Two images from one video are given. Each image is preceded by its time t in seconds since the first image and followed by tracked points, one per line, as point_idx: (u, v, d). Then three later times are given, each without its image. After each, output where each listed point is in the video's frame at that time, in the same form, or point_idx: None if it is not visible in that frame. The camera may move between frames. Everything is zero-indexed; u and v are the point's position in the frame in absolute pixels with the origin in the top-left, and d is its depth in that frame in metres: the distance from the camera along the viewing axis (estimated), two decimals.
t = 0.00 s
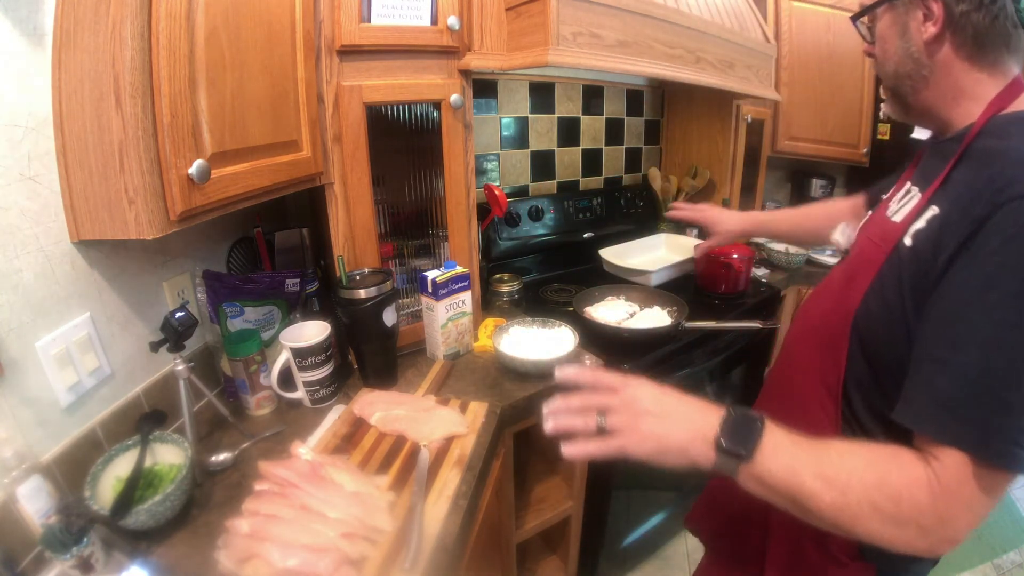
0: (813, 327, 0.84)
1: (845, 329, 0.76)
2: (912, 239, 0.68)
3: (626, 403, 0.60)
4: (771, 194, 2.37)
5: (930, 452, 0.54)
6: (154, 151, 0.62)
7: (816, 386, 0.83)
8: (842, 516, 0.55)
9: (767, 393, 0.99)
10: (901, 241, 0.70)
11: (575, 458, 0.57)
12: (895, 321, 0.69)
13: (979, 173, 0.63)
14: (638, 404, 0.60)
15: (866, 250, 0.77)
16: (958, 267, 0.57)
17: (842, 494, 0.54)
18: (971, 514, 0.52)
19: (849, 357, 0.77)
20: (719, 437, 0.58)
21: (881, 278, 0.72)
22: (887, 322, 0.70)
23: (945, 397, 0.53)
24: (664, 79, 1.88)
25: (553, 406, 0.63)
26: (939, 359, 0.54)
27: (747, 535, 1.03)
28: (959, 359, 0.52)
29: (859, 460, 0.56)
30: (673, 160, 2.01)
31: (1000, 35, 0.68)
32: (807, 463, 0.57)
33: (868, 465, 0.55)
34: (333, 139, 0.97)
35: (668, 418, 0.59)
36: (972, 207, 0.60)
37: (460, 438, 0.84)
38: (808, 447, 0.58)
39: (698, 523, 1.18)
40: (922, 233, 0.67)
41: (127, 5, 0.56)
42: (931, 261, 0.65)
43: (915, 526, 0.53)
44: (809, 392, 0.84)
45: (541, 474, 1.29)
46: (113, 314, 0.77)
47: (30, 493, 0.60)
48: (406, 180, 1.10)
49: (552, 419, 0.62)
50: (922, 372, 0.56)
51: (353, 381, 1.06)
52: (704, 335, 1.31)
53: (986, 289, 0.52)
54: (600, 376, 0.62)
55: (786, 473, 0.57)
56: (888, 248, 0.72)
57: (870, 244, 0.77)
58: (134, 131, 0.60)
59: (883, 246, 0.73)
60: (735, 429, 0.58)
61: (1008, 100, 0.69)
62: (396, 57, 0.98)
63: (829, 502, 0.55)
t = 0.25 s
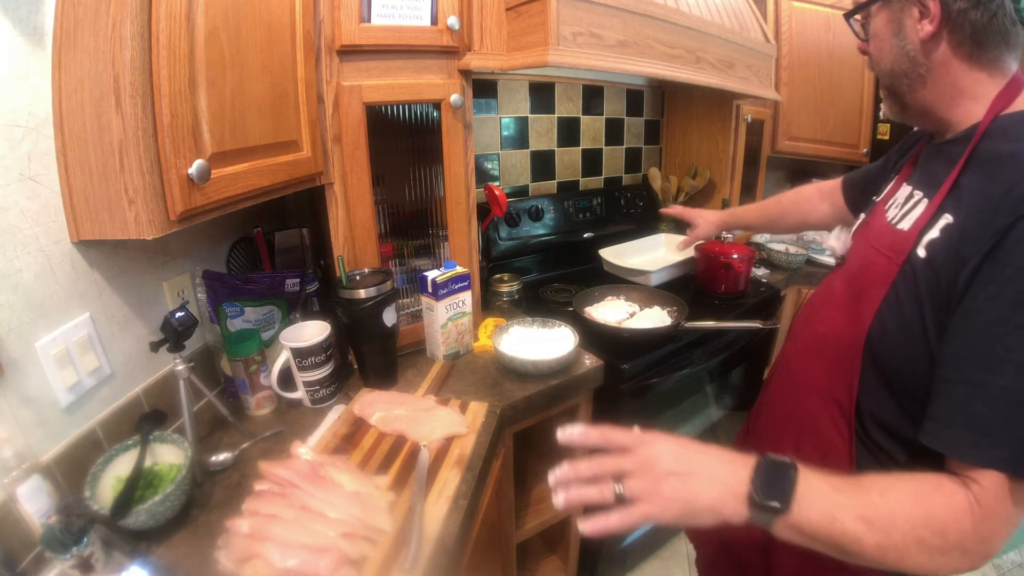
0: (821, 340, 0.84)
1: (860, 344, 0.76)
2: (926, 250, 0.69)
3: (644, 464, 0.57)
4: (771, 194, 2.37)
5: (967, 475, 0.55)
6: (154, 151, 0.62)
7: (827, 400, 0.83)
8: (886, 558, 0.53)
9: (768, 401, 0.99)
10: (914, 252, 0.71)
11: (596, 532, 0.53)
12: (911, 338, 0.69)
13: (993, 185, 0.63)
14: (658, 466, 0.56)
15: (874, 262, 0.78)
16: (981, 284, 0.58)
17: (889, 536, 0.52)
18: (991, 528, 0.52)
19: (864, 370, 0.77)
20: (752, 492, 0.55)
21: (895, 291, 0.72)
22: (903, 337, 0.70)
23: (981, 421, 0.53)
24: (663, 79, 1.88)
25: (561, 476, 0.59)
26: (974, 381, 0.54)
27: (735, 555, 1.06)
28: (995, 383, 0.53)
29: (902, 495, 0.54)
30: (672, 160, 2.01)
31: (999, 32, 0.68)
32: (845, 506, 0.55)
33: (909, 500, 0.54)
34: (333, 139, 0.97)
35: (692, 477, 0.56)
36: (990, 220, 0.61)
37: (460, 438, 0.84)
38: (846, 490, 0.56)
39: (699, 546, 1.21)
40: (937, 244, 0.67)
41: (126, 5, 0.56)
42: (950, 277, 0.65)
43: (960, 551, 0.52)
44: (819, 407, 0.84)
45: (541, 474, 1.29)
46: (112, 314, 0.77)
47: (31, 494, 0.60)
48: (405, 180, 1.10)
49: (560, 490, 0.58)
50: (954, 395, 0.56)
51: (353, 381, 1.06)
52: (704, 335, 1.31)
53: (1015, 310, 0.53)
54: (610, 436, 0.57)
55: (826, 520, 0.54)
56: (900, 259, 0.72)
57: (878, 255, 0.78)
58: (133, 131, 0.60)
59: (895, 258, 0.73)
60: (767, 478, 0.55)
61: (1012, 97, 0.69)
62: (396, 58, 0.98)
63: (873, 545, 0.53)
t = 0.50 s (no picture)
0: (822, 345, 0.84)
1: (864, 350, 0.76)
2: (929, 255, 0.69)
3: (652, 484, 0.57)
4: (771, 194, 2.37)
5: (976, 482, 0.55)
6: (154, 150, 0.62)
7: (831, 406, 0.82)
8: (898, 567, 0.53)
9: (768, 405, 0.99)
10: (917, 257, 0.71)
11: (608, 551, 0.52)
12: (917, 344, 0.69)
13: (998, 191, 0.63)
14: (667, 484, 0.57)
15: (875, 266, 0.77)
16: (987, 291, 0.58)
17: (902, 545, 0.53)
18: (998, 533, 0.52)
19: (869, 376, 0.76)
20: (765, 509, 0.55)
21: (899, 296, 0.72)
22: (910, 344, 0.70)
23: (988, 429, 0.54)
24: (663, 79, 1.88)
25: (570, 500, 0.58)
26: (981, 388, 0.55)
27: (732, 562, 1.06)
28: (1003, 391, 0.53)
29: (912, 502, 0.54)
30: (672, 160, 2.01)
31: (998, 33, 0.68)
32: (859, 517, 0.55)
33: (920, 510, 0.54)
34: (333, 139, 0.97)
35: (704, 495, 0.56)
36: (995, 226, 0.61)
37: (460, 438, 0.84)
38: (856, 501, 0.57)
39: (688, 558, 1.24)
40: (942, 249, 0.67)
41: (126, 5, 0.56)
42: (956, 283, 0.65)
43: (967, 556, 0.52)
44: (822, 413, 0.84)
45: (541, 474, 1.29)
46: (112, 314, 0.77)
47: (31, 494, 0.60)
48: (405, 180, 1.10)
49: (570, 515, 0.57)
50: (961, 402, 0.56)
51: (353, 381, 1.06)
52: (704, 336, 1.30)
53: (1021, 318, 0.53)
54: (616, 455, 0.60)
55: (839, 532, 0.55)
56: (903, 264, 0.72)
57: (879, 259, 0.77)
58: (133, 131, 0.60)
59: (897, 263, 0.73)
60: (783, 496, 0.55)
61: (1011, 99, 0.70)
62: (396, 58, 0.98)
63: (886, 555, 0.53)
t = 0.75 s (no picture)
0: (821, 343, 0.84)
1: (860, 347, 0.76)
2: (925, 253, 0.69)
3: (646, 465, 0.57)
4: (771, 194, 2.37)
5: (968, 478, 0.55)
6: (154, 151, 0.62)
7: (829, 404, 0.82)
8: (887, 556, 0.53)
9: (768, 402, 0.99)
10: (914, 255, 0.71)
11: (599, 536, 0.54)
12: (912, 342, 0.69)
13: (994, 189, 0.63)
14: (660, 467, 0.56)
15: (874, 264, 0.77)
16: (980, 288, 0.58)
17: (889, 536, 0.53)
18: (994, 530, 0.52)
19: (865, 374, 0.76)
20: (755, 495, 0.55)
21: (896, 294, 0.72)
22: (905, 341, 0.70)
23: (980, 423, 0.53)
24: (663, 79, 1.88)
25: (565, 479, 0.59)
26: (973, 383, 0.55)
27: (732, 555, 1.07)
28: (994, 386, 0.53)
29: (901, 494, 0.55)
30: (672, 160, 2.01)
31: (997, 33, 0.68)
32: (848, 507, 0.55)
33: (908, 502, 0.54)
34: (333, 139, 0.97)
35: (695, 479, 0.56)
36: (991, 224, 0.61)
37: (460, 438, 0.84)
38: (847, 491, 0.57)
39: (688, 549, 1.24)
40: (937, 247, 0.67)
41: (127, 5, 0.56)
42: (951, 280, 0.65)
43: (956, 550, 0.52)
44: (821, 411, 0.84)
45: (541, 474, 1.29)
46: (113, 314, 0.77)
47: (31, 494, 0.60)
48: (405, 180, 1.10)
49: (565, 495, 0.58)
50: (953, 397, 0.56)
51: (353, 381, 1.06)
52: (704, 335, 1.30)
53: (1013, 314, 0.53)
54: (612, 437, 0.58)
55: (828, 521, 0.55)
56: (900, 262, 0.72)
57: (878, 258, 0.77)
58: (133, 131, 0.60)
59: (894, 261, 0.73)
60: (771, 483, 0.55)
61: (1010, 98, 0.69)
62: (396, 58, 0.98)
63: (874, 546, 0.53)
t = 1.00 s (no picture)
0: (820, 341, 0.84)
1: (859, 344, 0.76)
2: (922, 250, 0.69)
3: (648, 454, 0.57)
4: (771, 194, 2.37)
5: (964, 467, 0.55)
6: (154, 151, 0.62)
7: (830, 401, 0.82)
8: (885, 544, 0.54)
9: (768, 401, 0.99)
10: (911, 252, 0.71)
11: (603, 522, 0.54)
12: (911, 338, 0.69)
13: (990, 186, 0.63)
14: (661, 456, 0.57)
15: (871, 262, 0.77)
16: (974, 283, 0.58)
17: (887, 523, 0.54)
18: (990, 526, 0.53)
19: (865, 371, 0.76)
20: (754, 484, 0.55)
21: (893, 291, 0.72)
22: (903, 338, 0.70)
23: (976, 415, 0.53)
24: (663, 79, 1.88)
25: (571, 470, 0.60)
26: (967, 376, 0.55)
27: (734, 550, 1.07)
28: (989, 379, 0.53)
29: (898, 484, 0.55)
30: (672, 160, 2.01)
31: (990, 35, 0.68)
32: (845, 496, 0.56)
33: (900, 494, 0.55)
34: (333, 139, 0.97)
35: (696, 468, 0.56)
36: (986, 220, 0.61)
37: (460, 438, 0.84)
38: (844, 480, 0.58)
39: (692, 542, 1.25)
40: (933, 244, 0.67)
41: (127, 5, 0.56)
42: (947, 277, 0.65)
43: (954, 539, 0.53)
44: (822, 409, 0.84)
45: (541, 474, 1.29)
46: (112, 314, 0.77)
47: (31, 494, 0.60)
48: (405, 180, 1.10)
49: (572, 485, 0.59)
50: (949, 392, 0.56)
51: (353, 381, 1.06)
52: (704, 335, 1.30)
53: (1006, 308, 0.53)
54: (615, 427, 0.59)
55: (826, 510, 0.56)
56: (897, 260, 0.72)
57: (875, 255, 0.77)
58: (134, 131, 0.60)
59: (891, 259, 0.73)
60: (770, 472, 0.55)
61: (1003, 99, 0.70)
62: (396, 58, 0.98)
63: (872, 533, 0.54)
